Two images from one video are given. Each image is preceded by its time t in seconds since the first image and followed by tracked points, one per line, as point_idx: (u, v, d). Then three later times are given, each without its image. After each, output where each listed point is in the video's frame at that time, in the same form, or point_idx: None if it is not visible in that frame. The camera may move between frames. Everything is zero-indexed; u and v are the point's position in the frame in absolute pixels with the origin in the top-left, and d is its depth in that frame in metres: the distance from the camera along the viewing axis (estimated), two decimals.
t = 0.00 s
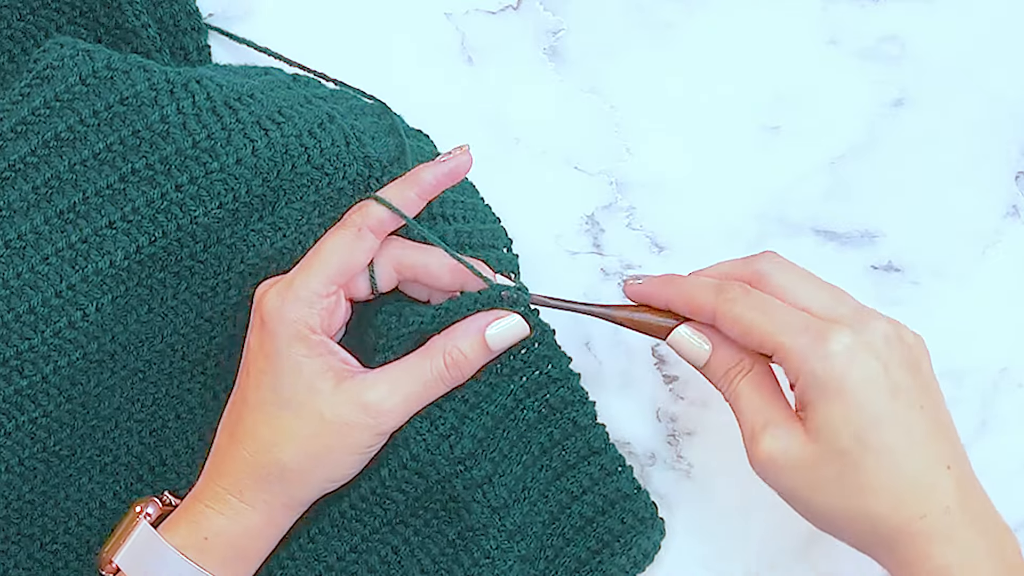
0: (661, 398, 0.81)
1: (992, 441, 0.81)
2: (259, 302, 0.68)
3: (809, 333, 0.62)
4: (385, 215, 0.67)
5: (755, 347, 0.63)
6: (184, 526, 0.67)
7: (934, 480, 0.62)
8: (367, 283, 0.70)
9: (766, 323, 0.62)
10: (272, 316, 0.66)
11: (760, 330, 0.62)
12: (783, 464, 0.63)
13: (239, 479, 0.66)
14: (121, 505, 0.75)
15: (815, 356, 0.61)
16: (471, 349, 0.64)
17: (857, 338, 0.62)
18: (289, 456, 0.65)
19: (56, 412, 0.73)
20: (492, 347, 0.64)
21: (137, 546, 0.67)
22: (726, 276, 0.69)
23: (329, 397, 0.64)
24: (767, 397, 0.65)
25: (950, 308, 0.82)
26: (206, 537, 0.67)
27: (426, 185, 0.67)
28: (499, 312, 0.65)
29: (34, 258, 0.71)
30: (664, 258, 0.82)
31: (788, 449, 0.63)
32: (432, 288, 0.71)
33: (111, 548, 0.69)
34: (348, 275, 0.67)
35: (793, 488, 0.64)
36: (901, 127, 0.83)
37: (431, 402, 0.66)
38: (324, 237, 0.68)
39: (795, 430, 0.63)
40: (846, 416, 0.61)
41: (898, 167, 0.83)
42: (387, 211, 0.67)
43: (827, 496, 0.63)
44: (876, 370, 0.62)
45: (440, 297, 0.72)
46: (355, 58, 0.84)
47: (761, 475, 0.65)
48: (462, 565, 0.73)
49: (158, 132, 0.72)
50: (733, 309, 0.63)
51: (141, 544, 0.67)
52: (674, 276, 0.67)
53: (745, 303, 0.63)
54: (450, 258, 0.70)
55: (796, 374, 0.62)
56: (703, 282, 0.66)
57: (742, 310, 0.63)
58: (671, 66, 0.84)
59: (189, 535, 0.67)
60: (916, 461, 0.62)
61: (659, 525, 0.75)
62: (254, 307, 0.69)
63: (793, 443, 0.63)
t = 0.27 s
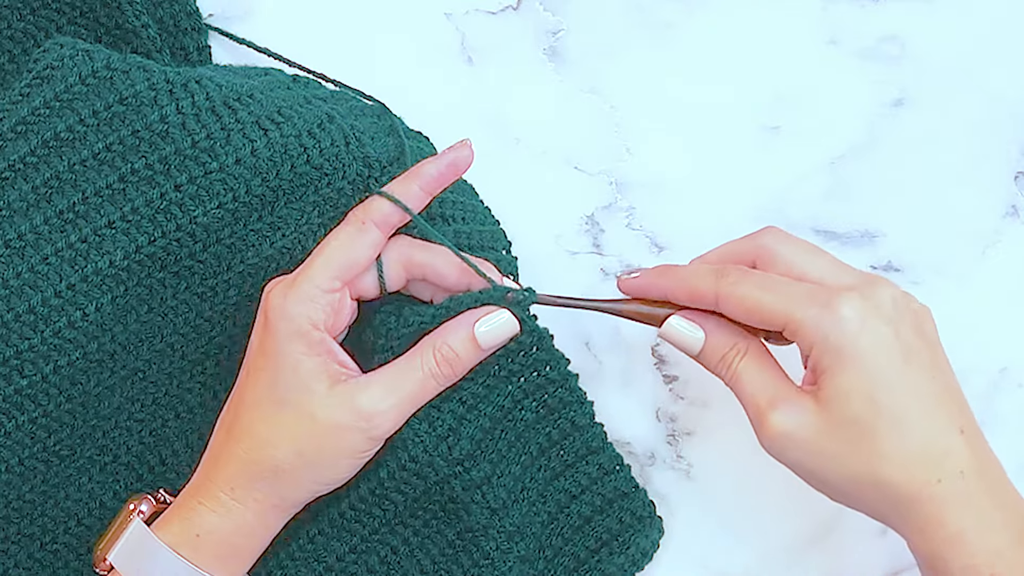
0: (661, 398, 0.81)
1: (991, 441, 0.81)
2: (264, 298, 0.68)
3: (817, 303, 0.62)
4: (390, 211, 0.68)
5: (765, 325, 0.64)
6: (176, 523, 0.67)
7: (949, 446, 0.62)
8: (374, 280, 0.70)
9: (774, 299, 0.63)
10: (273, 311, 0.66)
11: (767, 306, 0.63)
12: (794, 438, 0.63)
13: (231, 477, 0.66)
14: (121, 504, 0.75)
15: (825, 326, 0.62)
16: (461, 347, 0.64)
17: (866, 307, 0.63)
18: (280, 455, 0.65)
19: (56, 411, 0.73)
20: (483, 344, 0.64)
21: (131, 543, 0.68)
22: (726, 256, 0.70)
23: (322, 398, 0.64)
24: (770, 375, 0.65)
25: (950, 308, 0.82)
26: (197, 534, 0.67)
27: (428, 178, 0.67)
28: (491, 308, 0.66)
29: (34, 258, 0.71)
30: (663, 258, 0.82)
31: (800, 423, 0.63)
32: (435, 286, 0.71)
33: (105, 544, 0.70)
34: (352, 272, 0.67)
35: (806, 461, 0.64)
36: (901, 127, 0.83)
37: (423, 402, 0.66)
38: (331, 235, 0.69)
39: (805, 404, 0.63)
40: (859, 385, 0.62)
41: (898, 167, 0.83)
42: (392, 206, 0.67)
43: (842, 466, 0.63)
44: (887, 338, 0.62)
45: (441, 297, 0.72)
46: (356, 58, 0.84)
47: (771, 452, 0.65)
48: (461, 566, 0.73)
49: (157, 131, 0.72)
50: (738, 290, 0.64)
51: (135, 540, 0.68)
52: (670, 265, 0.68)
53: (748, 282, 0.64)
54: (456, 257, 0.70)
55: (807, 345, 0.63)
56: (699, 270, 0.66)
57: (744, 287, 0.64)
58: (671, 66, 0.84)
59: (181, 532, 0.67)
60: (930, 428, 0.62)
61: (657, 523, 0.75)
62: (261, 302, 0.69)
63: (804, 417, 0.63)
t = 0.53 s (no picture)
0: (661, 398, 0.81)
1: (991, 442, 0.81)
2: (268, 298, 0.68)
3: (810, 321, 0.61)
4: (396, 211, 0.67)
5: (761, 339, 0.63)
6: (180, 524, 0.67)
7: (939, 463, 0.62)
8: (377, 283, 0.69)
9: (769, 314, 0.62)
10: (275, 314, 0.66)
11: (761, 322, 0.62)
12: (784, 449, 0.63)
13: (235, 477, 0.66)
14: (121, 504, 0.75)
15: (816, 346, 0.61)
16: (472, 357, 0.64)
17: (861, 324, 0.62)
18: (285, 454, 0.65)
19: (56, 412, 0.73)
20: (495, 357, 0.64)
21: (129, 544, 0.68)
22: (731, 250, 0.68)
23: (327, 397, 0.64)
24: (764, 381, 0.65)
25: (950, 308, 0.82)
26: (202, 535, 0.67)
27: (428, 177, 0.68)
28: (506, 322, 0.65)
29: (34, 258, 0.71)
30: (663, 259, 0.82)
31: (788, 434, 0.63)
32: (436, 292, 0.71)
33: (107, 546, 0.70)
34: (357, 272, 0.67)
35: (795, 471, 0.64)
36: (901, 127, 0.83)
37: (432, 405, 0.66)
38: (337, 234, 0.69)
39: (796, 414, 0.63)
40: (849, 404, 0.61)
41: (898, 167, 0.83)
42: (398, 206, 0.67)
43: (828, 479, 0.63)
44: (880, 355, 0.61)
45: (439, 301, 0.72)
46: (355, 58, 0.84)
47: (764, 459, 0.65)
48: (462, 566, 0.73)
49: (158, 132, 0.72)
50: (734, 304, 0.63)
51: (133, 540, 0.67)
52: (670, 270, 0.67)
53: (746, 298, 0.63)
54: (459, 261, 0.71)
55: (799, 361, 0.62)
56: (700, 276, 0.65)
57: (738, 299, 0.63)
58: (671, 66, 0.84)
59: (185, 533, 0.67)
60: (921, 445, 0.62)
61: (658, 525, 0.75)
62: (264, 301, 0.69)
63: (793, 429, 0.63)
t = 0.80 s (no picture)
0: (660, 398, 0.81)
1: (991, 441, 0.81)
2: (270, 296, 0.68)
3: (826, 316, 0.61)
4: (400, 211, 0.68)
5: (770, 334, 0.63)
6: (172, 518, 0.67)
7: (955, 453, 0.62)
8: (381, 281, 0.70)
9: (780, 311, 0.62)
10: (279, 308, 0.66)
11: (773, 318, 0.62)
12: (802, 446, 0.63)
13: (230, 471, 0.66)
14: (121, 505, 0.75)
15: (832, 341, 0.61)
16: (468, 360, 0.64)
17: (876, 318, 0.61)
18: (278, 449, 0.65)
19: (56, 412, 0.73)
20: (488, 360, 0.64)
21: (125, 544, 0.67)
22: (742, 248, 0.67)
23: (323, 394, 0.64)
24: (778, 379, 0.65)
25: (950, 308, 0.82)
26: (192, 530, 0.66)
27: (437, 177, 0.68)
28: (500, 324, 0.65)
29: (35, 258, 0.71)
30: (663, 259, 0.82)
31: (806, 429, 0.63)
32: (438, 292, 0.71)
33: (102, 543, 0.70)
34: (359, 270, 0.67)
35: (812, 466, 0.64)
36: (901, 127, 0.83)
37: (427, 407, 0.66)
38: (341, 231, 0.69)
39: (813, 411, 0.63)
40: (865, 397, 0.61)
41: (898, 167, 0.83)
42: (403, 206, 0.68)
43: (847, 472, 0.63)
44: (896, 349, 0.61)
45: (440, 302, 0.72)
46: (355, 58, 0.84)
47: (781, 455, 0.66)
48: (462, 566, 0.73)
49: (159, 133, 0.72)
50: (746, 301, 0.63)
51: (130, 540, 0.67)
52: (681, 270, 0.67)
53: (759, 296, 0.62)
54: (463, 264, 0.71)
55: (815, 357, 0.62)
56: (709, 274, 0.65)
57: (754, 295, 0.63)
58: (671, 66, 0.84)
59: (175, 528, 0.67)
60: (937, 436, 0.62)
61: (658, 525, 0.75)
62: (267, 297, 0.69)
63: (810, 425, 0.63)
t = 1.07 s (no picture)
0: (661, 398, 0.81)
1: (992, 441, 0.81)
2: (268, 298, 0.68)
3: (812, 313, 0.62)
4: (401, 218, 0.67)
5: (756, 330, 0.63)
6: (176, 519, 0.67)
7: (940, 452, 0.63)
8: (380, 281, 0.70)
9: (767, 308, 0.62)
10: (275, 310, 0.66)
11: (761, 316, 0.62)
12: (792, 447, 0.63)
13: (232, 472, 0.66)
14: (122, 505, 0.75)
15: (822, 339, 0.61)
16: (467, 352, 0.64)
17: (861, 318, 0.62)
18: (280, 450, 0.65)
19: (56, 412, 0.73)
20: (489, 353, 0.64)
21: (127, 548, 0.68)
22: (718, 254, 0.68)
23: (323, 394, 0.64)
24: (767, 380, 0.64)
25: (950, 308, 0.82)
26: (196, 530, 0.66)
27: (444, 189, 0.67)
28: (502, 318, 0.66)
29: (35, 258, 0.71)
30: (663, 259, 0.82)
31: (797, 432, 0.62)
32: (439, 288, 0.71)
33: (106, 543, 0.70)
34: (356, 274, 0.67)
35: (803, 468, 0.63)
36: (901, 126, 0.83)
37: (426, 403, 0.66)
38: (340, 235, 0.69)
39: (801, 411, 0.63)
40: (855, 396, 0.61)
41: (898, 166, 0.83)
42: (404, 213, 0.67)
43: (837, 473, 0.63)
44: (882, 349, 0.62)
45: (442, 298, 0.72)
46: (355, 57, 0.84)
47: (769, 459, 0.65)
48: (463, 566, 0.73)
49: (159, 132, 0.72)
50: (732, 295, 0.63)
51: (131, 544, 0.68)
52: (662, 268, 0.67)
53: (743, 289, 0.62)
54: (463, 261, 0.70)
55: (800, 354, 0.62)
56: (692, 272, 0.65)
57: (740, 292, 0.63)
58: (671, 66, 0.84)
59: (179, 529, 0.67)
60: (923, 436, 0.62)
61: (660, 526, 0.75)
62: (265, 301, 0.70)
63: (801, 426, 0.62)
